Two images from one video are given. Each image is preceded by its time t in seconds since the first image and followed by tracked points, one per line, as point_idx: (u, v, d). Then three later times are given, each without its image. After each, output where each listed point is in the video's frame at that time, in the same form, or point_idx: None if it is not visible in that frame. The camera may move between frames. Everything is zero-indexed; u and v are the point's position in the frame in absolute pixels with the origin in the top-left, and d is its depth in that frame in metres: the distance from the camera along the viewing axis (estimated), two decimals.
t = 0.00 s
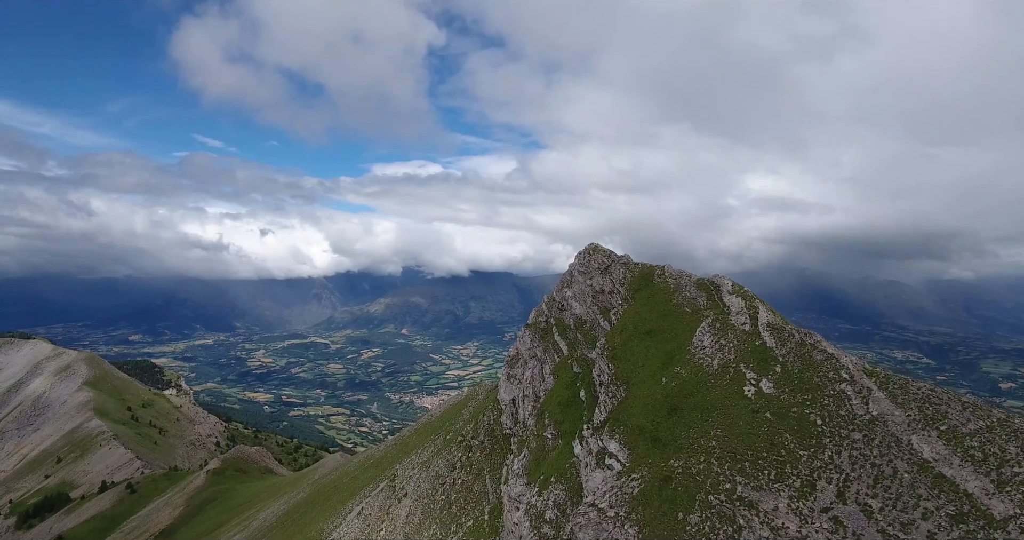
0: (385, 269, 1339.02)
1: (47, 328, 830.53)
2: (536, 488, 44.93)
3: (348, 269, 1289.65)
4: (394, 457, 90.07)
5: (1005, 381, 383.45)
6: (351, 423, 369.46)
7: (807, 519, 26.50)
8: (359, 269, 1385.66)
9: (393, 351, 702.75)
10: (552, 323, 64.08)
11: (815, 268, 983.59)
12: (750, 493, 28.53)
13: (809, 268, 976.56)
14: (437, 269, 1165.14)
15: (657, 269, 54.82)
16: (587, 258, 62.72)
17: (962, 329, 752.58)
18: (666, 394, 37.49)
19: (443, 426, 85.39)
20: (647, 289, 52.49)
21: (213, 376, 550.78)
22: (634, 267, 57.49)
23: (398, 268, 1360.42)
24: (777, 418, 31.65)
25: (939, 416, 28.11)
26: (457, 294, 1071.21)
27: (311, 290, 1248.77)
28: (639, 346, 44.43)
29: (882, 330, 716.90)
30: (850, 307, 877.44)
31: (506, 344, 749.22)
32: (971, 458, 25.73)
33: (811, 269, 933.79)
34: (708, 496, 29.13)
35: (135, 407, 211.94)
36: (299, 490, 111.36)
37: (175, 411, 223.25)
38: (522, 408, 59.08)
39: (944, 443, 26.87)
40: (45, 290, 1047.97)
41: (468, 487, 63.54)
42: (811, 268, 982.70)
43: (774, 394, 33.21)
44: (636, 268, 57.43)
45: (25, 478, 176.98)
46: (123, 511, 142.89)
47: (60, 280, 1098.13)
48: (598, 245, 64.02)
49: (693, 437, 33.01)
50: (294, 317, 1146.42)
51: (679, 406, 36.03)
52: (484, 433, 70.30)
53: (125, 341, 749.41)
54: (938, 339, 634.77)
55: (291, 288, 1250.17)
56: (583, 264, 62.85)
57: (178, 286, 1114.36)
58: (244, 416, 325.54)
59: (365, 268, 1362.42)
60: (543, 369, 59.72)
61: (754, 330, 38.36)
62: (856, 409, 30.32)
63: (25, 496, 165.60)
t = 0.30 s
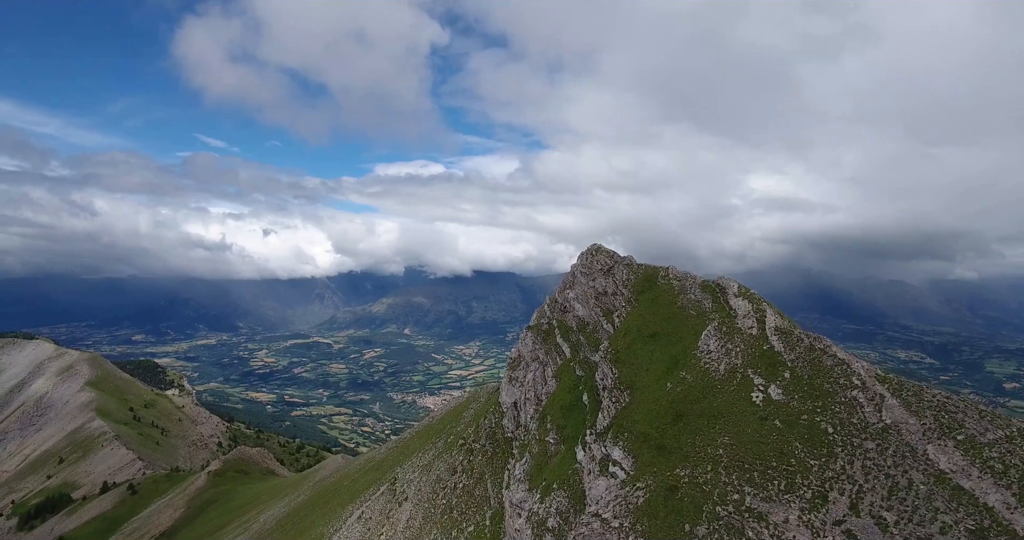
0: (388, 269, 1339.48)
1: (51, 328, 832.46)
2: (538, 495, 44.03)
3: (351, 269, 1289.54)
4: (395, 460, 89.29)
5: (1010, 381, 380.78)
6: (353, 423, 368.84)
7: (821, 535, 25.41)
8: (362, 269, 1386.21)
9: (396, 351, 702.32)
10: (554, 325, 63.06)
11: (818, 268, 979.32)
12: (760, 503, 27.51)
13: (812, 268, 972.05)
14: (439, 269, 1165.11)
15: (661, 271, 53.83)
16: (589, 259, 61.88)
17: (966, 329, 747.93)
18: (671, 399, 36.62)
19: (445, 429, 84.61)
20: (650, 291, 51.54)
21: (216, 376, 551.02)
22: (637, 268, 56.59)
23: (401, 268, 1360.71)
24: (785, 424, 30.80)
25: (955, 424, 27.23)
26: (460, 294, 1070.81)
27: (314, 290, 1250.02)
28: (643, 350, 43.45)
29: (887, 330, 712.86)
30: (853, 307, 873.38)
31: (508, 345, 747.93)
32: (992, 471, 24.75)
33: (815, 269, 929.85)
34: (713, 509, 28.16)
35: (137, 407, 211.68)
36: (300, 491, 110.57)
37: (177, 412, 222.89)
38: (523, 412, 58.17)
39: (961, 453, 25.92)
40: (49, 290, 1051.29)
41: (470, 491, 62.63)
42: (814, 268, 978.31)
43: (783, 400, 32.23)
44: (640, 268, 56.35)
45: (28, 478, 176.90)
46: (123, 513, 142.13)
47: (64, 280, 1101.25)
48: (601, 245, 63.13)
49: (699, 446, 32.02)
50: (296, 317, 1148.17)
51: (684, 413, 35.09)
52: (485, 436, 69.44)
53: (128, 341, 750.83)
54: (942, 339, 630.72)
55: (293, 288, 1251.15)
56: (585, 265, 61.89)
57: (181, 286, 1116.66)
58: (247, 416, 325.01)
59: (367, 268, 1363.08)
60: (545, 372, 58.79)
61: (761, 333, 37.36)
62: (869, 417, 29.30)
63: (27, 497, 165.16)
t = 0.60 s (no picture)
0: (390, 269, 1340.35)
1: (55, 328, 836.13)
2: (540, 502, 43.19)
3: (353, 269, 1289.89)
4: (396, 463, 88.56)
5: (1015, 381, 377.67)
6: (356, 423, 368.26)
7: None
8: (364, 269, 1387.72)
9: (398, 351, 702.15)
10: (556, 327, 62.16)
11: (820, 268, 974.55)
12: (769, 516, 26.60)
13: (815, 268, 967.18)
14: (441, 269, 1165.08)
15: (664, 272, 52.84)
16: (592, 261, 60.85)
17: (970, 329, 742.47)
18: (677, 406, 35.68)
19: (446, 432, 83.73)
20: (654, 293, 50.52)
21: (219, 376, 552.17)
22: (641, 269, 55.61)
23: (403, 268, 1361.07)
24: (796, 433, 29.70)
25: (973, 434, 26.33)
26: (462, 294, 1070.44)
27: (316, 290, 1251.64)
28: (648, 354, 42.47)
29: (889, 330, 708.12)
30: (856, 307, 868.64)
31: (510, 345, 747.10)
32: (1015, 486, 23.74)
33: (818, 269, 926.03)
34: (720, 520, 27.24)
35: (138, 408, 211.44)
36: (300, 494, 109.90)
37: (179, 412, 222.64)
38: (525, 415, 57.27)
39: (980, 464, 24.95)
40: (53, 290, 1056.03)
41: (471, 496, 61.72)
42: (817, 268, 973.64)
43: (792, 407, 31.28)
44: (643, 270, 55.45)
45: (31, 479, 176.72)
46: (124, 515, 141.28)
47: (68, 280, 1105.97)
48: (603, 247, 62.20)
49: (707, 455, 31.02)
50: (299, 317, 1150.45)
51: (690, 420, 34.17)
52: (486, 440, 68.55)
53: (131, 341, 753.07)
54: (945, 339, 626.40)
55: (295, 288, 1252.29)
56: (588, 267, 60.88)
57: (184, 286, 1120.22)
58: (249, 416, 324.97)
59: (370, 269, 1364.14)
60: (547, 375, 57.91)
61: (769, 338, 36.38)
62: (883, 425, 28.32)
63: (29, 498, 164.98)
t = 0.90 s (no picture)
0: (391, 269, 1339.34)
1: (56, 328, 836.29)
2: (540, 511, 42.23)
3: (354, 269, 1288.86)
4: (395, 466, 87.48)
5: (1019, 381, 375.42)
6: (357, 423, 367.09)
7: None
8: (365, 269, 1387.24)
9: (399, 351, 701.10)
10: (557, 329, 61.03)
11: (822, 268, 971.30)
12: (779, 532, 25.54)
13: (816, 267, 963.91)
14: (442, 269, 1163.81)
15: (667, 274, 51.73)
16: (593, 262, 59.70)
17: (972, 329, 739.11)
18: (682, 414, 34.54)
19: (445, 435, 82.70)
20: (657, 296, 49.44)
21: (221, 376, 551.74)
22: (643, 271, 54.54)
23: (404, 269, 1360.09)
24: (806, 443, 28.65)
25: (994, 446, 25.32)
26: (463, 294, 1069.77)
27: (317, 290, 1251.45)
28: (650, 358, 41.42)
29: (891, 330, 704.91)
30: (857, 307, 865.70)
31: (511, 344, 745.89)
32: None
33: (819, 269, 923.62)
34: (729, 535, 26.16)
35: (139, 408, 210.84)
36: (299, 497, 108.84)
37: (179, 413, 221.88)
38: (525, 420, 56.22)
39: (999, 479, 23.96)
40: (54, 290, 1056.81)
41: (471, 502, 60.62)
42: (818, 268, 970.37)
43: (803, 416, 30.15)
44: (646, 272, 54.32)
45: (30, 480, 176.00)
46: (123, 516, 140.35)
47: (70, 280, 1107.08)
48: (605, 248, 61.16)
49: (713, 465, 29.88)
50: (300, 317, 1151.00)
51: (695, 428, 33.12)
52: (486, 444, 67.44)
53: (133, 341, 753.09)
54: (947, 339, 623.42)
55: (296, 288, 1251.68)
56: (589, 269, 59.71)
57: (186, 285, 1120.47)
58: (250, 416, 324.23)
59: (371, 269, 1363.81)
60: (548, 379, 56.85)
61: (776, 344, 35.30)
62: (896, 436, 27.29)
63: (29, 499, 164.33)
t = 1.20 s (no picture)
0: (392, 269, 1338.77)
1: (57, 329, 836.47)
2: (541, 519, 41.35)
3: (355, 269, 1288.55)
4: (394, 469, 86.59)
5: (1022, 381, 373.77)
6: (358, 423, 366.23)
7: None
8: (366, 269, 1386.58)
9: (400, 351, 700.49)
10: (558, 332, 60.13)
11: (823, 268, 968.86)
12: None
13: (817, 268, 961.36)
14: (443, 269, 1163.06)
15: (670, 277, 50.76)
16: (594, 264, 58.76)
17: (974, 329, 736.59)
18: (686, 422, 33.64)
19: (445, 438, 81.84)
20: (659, 299, 48.52)
21: (222, 376, 551.42)
22: (646, 273, 53.63)
23: (405, 269, 1358.62)
24: (815, 453, 27.70)
25: (1011, 459, 24.44)
26: (464, 294, 1069.08)
27: (318, 290, 1251.32)
28: (654, 362, 40.47)
29: (893, 330, 702.85)
30: (858, 308, 863.76)
31: (512, 344, 745.07)
32: None
33: (820, 268, 921.92)
34: None
35: (139, 409, 210.32)
36: (298, 500, 107.96)
37: (179, 413, 221.36)
38: (526, 424, 55.39)
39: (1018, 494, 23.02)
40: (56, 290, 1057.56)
41: (470, 507, 59.73)
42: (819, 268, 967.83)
43: (811, 425, 29.25)
44: (648, 274, 53.40)
45: (30, 480, 175.46)
46: (122, 518, 139.60)
47: (71, 281, 1108.08)
48: (606, 249, 60.22)
49: (719, 475, 28.94)
50: (301, 318, 1151.07)
51: (699, 436, 32.18)
52: (486, 448, 66.50)
53: (134, 341, 753.26)
54: (949, 339, 621.37)
55: (297, 288, 1251.12)
56: (591, 270, 58.79)
57: (187, 286, 1121.00)
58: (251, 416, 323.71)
59: (372, 269, 1363.68)
60: (549, 382, 55.95)
61: (783, 348, 34.42)
62: (911, 447, 26.30)
63: (29, 499, 163.85)
